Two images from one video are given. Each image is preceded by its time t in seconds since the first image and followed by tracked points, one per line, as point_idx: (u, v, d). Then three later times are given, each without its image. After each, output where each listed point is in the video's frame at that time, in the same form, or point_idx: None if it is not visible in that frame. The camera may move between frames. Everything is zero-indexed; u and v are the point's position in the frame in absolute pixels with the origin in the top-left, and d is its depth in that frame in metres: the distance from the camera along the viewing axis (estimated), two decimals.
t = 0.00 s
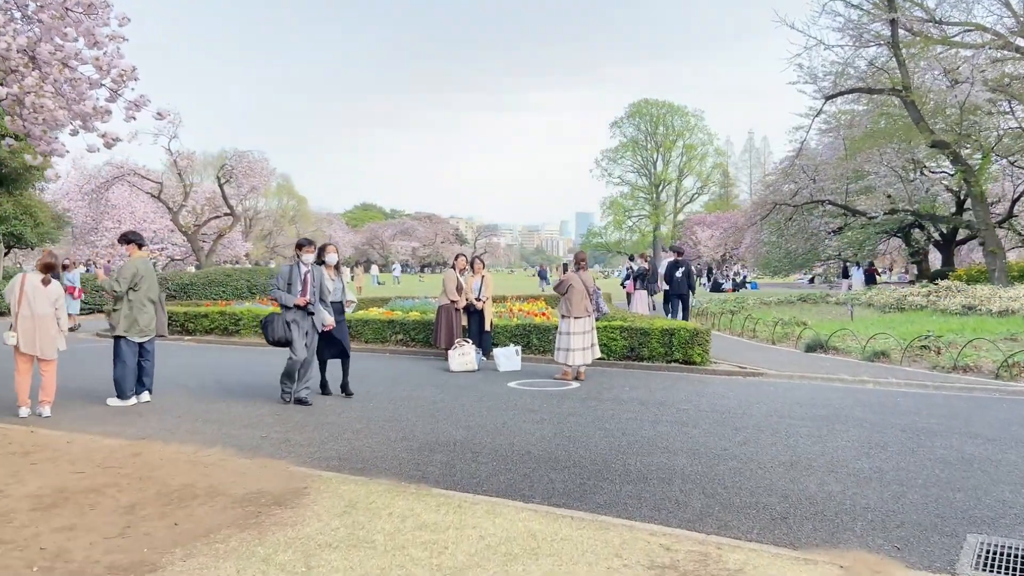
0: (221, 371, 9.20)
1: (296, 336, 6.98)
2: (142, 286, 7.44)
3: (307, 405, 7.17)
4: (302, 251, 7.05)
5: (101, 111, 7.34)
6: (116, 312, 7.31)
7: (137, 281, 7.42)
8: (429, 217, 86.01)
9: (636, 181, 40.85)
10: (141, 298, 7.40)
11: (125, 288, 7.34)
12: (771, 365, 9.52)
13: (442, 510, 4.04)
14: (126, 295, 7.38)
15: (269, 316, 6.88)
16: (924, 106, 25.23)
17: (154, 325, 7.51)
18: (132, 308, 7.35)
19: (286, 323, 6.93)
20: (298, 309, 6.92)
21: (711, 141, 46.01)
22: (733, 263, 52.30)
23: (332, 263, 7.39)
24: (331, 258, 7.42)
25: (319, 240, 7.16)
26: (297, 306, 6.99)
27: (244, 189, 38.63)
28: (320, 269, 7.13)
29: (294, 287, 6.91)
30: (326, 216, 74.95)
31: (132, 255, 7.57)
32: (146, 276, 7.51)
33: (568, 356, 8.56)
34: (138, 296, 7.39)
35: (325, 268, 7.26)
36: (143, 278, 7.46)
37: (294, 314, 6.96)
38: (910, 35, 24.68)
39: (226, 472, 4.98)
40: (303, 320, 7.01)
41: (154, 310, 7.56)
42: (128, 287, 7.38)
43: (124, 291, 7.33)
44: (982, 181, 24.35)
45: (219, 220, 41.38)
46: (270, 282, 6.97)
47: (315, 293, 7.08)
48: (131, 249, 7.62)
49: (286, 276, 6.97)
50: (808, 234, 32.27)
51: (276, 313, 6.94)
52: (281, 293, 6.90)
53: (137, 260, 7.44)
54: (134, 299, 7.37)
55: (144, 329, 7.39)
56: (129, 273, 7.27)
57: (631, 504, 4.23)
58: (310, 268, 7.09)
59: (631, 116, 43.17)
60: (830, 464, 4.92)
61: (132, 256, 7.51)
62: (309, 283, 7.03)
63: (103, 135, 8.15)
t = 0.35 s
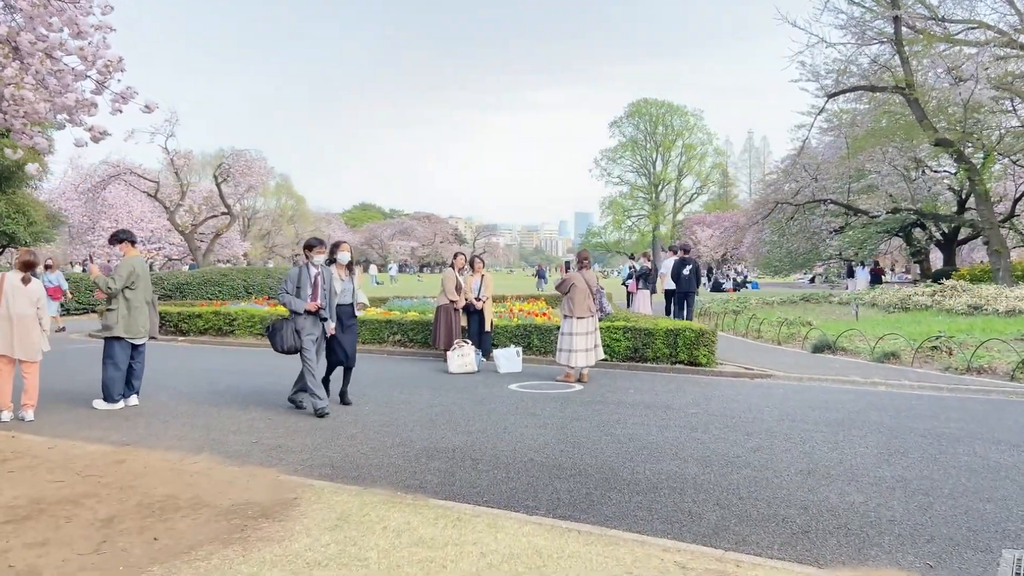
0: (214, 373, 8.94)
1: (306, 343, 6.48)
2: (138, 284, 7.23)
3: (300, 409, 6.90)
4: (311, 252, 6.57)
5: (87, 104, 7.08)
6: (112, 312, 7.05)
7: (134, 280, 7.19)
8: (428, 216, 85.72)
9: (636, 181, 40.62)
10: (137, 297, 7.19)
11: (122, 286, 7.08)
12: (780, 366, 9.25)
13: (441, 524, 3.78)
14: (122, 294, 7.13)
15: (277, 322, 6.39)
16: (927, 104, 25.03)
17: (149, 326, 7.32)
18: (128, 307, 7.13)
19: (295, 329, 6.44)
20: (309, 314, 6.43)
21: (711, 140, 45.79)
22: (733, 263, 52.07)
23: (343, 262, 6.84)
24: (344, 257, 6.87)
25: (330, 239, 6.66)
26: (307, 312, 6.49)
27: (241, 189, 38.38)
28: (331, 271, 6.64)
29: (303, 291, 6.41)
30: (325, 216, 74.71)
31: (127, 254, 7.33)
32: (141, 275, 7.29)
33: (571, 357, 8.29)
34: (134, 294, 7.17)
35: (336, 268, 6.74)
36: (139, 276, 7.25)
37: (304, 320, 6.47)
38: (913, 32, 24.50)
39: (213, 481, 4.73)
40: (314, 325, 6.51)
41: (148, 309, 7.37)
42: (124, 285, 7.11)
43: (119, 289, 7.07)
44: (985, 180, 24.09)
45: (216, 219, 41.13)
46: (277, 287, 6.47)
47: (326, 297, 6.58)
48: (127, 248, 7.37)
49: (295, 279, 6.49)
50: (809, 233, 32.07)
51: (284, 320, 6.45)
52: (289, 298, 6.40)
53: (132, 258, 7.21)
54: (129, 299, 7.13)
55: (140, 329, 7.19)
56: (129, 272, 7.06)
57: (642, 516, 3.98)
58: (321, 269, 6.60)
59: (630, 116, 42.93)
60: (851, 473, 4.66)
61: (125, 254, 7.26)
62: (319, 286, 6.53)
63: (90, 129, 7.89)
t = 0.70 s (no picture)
0: (205, 378, 8.66)
1: (314, 349, 6.06)
2: (124, 287, 6.95)
3: (292, 417, 6.62)
4: (323, 252, 6.17)
5: (71, 98, 6.80)
6: (96, 315, 6.79)
7: (120, 283, 6.92)
8: (427, 216, 85.48)
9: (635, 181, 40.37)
10: (122, 300, 6.91)
11: (106, 288, 6.81)
12: (788, 371, 8.97)
13: (439, 547, 3.50)
14: (107, 295, 6.86)
15: (283, 325, 5.96)
16: (931, 102, 24.79)
17: (135, 332, 7.02)
18: (112, 309, 6.85)
19: (303, 333, 6.02)
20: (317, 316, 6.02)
21: (711, 140, 45.54)
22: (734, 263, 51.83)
23: (349, 265, 6.54)
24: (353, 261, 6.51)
25: (340, 239, 6.28)
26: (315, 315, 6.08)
27: (238, 188, 38.10)
28: (340, 272, 6.24)
29: (313, 292, 6.00)
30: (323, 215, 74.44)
31: (118, 255, 7.05)
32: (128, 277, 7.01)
33: (574, 361, 7.97)
34: (119, 297, 6.89)
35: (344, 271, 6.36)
36: (126, 278, 6.97)
37: (312, 324, 6.05)
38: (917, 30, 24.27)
39: (197, 497, 4.44)
40: (322, 330, 6.10)
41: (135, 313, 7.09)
42: (108, 288, 6.85)
43: (101, 292, 6.80)
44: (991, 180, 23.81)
45: (213, 219, 40.83)
46: (285, 287, 6.04)
47: (335, 299, 6.16)
48: (118, 248, 7.08)
49: (304, 279, 6.07)
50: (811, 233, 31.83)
51: (291, 323, 6.02)
52: (297, 300, 5.98)
53: (119, 259, 6.95)
54: (113, 303, 6.85)
55: (124, 334, 6.89)
56: (112, 273, 6.79)
57: (654, 537, 3.70)
58: (330, 270, 6.20)
59: (629, 115, 42.65)
60: (875, 489, 4.39)
61: (114, 255, 6.99)
62: (328, 287, 6.13)
63: (76, 123, 7.63)
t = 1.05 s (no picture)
0: (191, 380, 8.35)
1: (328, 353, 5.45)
2: (106, 285, 6.63)
3: (279, 420, 6.33)
4: (335, 247, 5.64)
5: (48, 86, 6.51)
6: (77, 315, 6.51)
7: (101, 280, 6.59)
8: (425, 216, 85.19)
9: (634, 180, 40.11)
10: (104, 298, 6.59)
11: (85, 286, 6.51)
12: (795, 372, 8.68)
13: (430, 567, 3.20)
14: (87, 295, 6.57)
15: (293, 327, 5.35)
16: (935, 99, 24.53)
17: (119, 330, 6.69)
18: (93, 309, 6.54)
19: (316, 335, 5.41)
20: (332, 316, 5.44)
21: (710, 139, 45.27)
22: (733, 263, 51.57)
23: (361, 260, 5.99)
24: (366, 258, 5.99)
25: (353, 233, 5.79)
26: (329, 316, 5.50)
27: (234, 187, 37.81)
28: (354, 269, 5.73)
29: (327, 290, 5.44)
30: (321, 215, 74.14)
31: (100, 251, 6.74)
32: (110, 275, 6.70)
33: (573, 362, 7.68)
34: (100, 296, 6.57)
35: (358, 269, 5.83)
36: (106, 276, 6.65)
37: (325, 325, 5.46)
38: (919, 27, 24.03)
39: (171, 508, 4.15)
40: (337, 332, 5.50)
41: (120, 311, 6.77)
42: (88, 287, 6.55)
43: (81, 291, 6.50)
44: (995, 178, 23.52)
45: (210, 218, 40.53)
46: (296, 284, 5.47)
47: (349, 298, 5.61)
48: (101, 244, 6.77)
49: (316, 276, 5.51)
50: (812, 232, 31.55)
51: (301, 324, 5.42)
52: (310, 298, 5.40)
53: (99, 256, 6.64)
54: (94, 302, 6.54)
55: (107, 333, 6.56)
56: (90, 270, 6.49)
57: (664, 554, 3.40)
58: (343, 267, 5.67)
59: (628, 115, 42.39)
60: (898, 501, 4.11)
61: (95, 252, 6.68)
62: (342, 286, 5.59)
63: (55, 114, 7.33)
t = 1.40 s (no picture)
0: (178, 385, 8.03)
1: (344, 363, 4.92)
2: (87, 286, 6.30)
3: (266, 428, 6.01)
4: (349, 246, 5.11)
5: (24, 76, 6.20)
6: (59, 320, 6.20)
7: (81, 281, 6.27)
8: (423, 216, 84.83)
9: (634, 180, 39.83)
10: (86, 300, 6.26)
11: (65, 289, 6.20)
12: (805, 375, 8.36)
13: None
14: (68, 297, 6.25)
15: (306, 336, 4.82)
16: (939, 97, 24.20)
17: (106, 332, 6.38)
18: (76, 312, 6.23)
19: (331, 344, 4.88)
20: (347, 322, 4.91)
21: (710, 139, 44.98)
22: (733, 263, 51.27)
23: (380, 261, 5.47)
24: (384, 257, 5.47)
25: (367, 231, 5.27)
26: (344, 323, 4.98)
27: (231, 186, 37.52)
28: (370, 269, 5.21)
29: (341, 294, 4.92)
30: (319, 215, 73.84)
31: (79, 250, 6.42)
32: (92, 274, 6.37)
33: (575, 366, 7.38)
34: (81, 298, 6.25)
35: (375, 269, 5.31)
36: (87, 276, 6.32)
37: (340, 333, 4.93)
38: (923, 24, 23.73)
39: (142, 529, 3.83)
40: (353, 339, 4.98)
41: (106, 311, 6.45)
42: (69, 289, 6.23)
43: (61, 294, 6.18)
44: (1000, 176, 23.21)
45: (206, 218, 40.21)
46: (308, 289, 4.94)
47: (366, 302, 5.09)
48: (78, 242, 6.44)
49: (329, 279, 4.99)
50: (814, 232, 31.24)
51: (314, 332, 4.89)
52: (324, 302, 4.88)
53: (78, 255, 6.30)
54: (76, 304, 6.23)
55: (91, 336, 6.25)
56: (68, 272, 6.16)
57: None
58: (358, 267, 5.15)
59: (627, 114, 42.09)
60: (929, 520, 3.81)
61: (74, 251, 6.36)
62: (357, 288, 5.07)
63: (34, 106, 7.03)
